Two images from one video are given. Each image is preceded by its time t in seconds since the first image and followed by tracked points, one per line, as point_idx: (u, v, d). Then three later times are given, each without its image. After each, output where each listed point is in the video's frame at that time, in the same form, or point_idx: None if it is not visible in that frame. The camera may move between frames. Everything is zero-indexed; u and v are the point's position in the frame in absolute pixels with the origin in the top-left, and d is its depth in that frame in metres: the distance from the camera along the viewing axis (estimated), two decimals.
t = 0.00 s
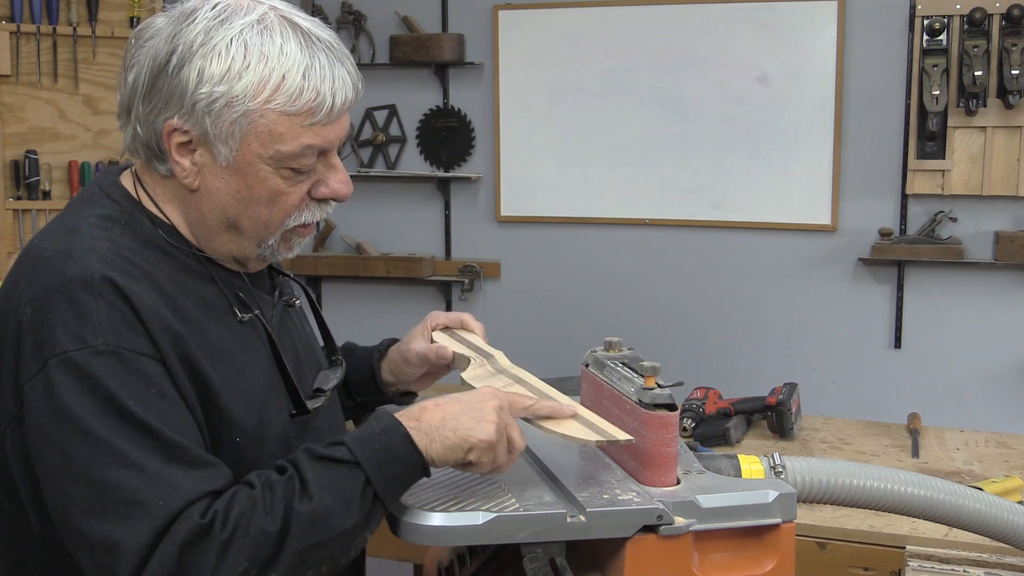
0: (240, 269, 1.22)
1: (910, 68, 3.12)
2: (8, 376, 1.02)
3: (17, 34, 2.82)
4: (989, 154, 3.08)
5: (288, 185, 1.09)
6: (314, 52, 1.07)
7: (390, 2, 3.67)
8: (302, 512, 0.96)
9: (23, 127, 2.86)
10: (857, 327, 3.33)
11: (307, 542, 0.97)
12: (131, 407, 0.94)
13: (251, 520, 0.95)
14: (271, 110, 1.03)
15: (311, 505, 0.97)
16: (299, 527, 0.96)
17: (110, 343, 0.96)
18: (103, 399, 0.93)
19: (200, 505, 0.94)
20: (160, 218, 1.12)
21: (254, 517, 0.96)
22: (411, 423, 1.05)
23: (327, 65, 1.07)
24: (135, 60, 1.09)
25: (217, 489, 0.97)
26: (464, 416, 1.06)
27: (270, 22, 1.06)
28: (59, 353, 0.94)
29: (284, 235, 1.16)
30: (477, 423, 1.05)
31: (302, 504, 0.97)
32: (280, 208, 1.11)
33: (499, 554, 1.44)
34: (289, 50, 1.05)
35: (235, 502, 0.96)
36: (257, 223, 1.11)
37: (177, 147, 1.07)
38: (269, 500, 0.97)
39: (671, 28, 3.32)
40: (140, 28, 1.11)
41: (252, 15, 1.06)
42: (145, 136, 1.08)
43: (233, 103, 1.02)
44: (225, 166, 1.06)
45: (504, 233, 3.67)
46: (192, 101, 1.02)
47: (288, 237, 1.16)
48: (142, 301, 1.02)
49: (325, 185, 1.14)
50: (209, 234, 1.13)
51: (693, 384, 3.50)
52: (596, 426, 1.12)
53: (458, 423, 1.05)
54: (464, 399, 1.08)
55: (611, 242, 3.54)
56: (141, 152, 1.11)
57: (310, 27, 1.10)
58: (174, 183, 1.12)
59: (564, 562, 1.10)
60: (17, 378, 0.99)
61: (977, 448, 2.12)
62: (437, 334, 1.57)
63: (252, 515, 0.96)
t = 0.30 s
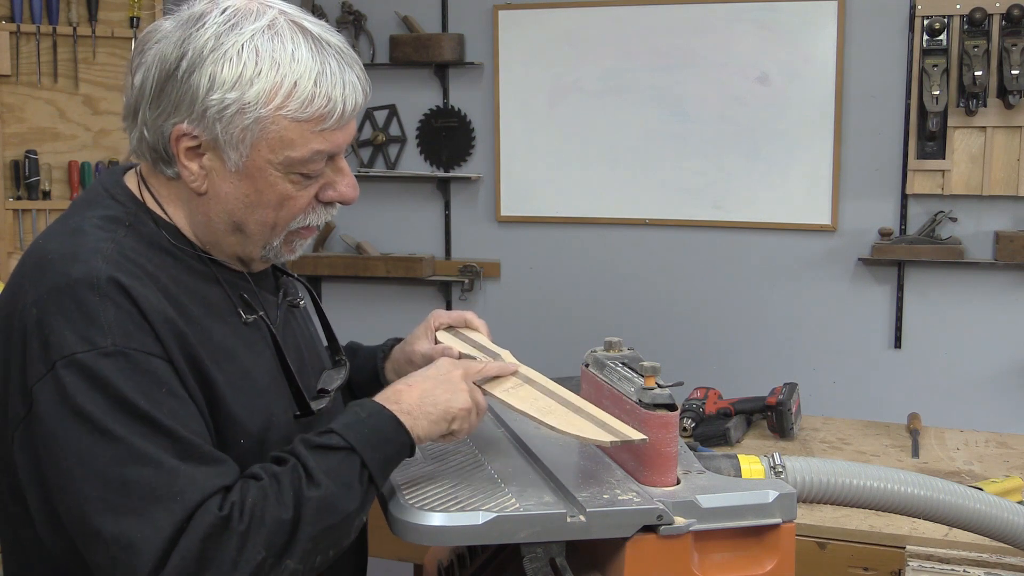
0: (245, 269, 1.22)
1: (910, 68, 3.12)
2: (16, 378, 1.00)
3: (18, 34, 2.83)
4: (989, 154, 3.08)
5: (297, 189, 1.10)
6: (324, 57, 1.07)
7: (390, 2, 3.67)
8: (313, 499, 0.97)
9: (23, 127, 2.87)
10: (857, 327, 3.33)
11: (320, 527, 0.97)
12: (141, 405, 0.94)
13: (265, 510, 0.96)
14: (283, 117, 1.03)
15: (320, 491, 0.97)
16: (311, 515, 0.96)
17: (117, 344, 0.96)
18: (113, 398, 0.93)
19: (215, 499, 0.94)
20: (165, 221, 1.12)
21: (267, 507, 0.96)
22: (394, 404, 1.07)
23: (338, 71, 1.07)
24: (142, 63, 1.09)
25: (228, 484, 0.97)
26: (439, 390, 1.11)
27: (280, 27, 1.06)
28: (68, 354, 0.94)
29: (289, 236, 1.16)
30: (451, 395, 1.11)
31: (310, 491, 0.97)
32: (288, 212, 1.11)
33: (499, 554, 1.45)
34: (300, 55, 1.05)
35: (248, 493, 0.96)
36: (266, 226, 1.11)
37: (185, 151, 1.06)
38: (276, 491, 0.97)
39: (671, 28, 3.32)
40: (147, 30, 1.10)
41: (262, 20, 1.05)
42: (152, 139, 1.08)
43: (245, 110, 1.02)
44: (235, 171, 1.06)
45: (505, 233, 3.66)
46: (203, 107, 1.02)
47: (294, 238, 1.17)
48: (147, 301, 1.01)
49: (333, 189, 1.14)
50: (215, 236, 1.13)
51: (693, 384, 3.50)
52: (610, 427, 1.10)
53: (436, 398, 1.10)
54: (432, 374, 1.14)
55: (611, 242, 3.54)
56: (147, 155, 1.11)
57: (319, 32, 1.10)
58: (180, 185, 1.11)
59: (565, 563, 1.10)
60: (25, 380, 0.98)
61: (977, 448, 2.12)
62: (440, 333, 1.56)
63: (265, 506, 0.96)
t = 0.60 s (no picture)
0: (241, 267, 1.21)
1: (910, 68, 3.12)
2: (18, 376, 1.01)
3: (18, 34, 2.83)
4: (989, 154, 3.08)
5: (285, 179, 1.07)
6: (319, 48, 1.06)
7: (390, 2, 3.67)
8: (310, 506, 0.96)
9: (23, 127, 2.88)
10: (857, 327, 3.33)
11: (315, 535, 0.97)
12: (141, 410, 0.93)
13: (261, 518, 0.95)
14: (271, 100, 1.02)
15: (318, 499, 0.97)
16: (307, 522, 0.96)
17: (118, 346, 0.95)
18: (112, 401, 0.93)
19: (212, 505, 0.94)
20: (168, 221, 1.12)
21: (263, 514, 0.95)
22: (402, 412, 1.06)
23: (331, 62, 1.06)
24: (147, 51, 1.10)
25: (227, 488, 0.97)
26: (453, 399, 1.09)
27: (278, 17, 1.06)
28: (68, 356, 0.94)
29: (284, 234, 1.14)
30: (465, 404, 1.09)
31: (309, 498, 0.97)
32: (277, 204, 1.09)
33: (499, 553, 1.45)
34: (293, 42, 1.04)
35: (245, 498, 0.96)
36: (254, 217, 1.09)
37: (179, 135, 1.06)
38: (275, 496, 0.97)
39: (670, 27, 3.32)
40: (154, 23, 1.12)
41: (262, 10, 1.06)
42: (150, 125, 1.09)
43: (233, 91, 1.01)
44: (223, 155, 1.05)
45: (504, 233, 3.66)
46: (195, 88, 1.03)
47: (288, 237, 1.14)
48: (149, 303, 1.01)
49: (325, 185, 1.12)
50: (207, 227, 1.12)
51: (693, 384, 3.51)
52: (609, 426, 1.09)
53: (448, 406, 1.08)
54: (448, 384, 1.12)
55: (611, 242, 3.54)
56: (147, 143, 1.12)
57: (319, 25, 1.10)
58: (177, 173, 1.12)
59: (564, 563, 1.10)
60: (26, 379, 0.99)
61: (977, 449, 2.12)
62: (438, 331, 1.56)
63: (262, 512, 0.96)
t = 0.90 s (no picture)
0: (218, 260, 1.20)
1: (910, 68, 3.12)
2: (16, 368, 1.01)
3: (18, 34, 2.84)
4: (989, 154, 3.08)
5: (229, 156, 1.05)
6: (296, 38, 1.05)
7: (390, 2, 3.67)
8: (303, 510, 0.96)
9: (23, 127, 2.89)
10: (857, 327, 3.33)
11: (306, 540, 0.96)
12: (135, 405, 0.93)
13: (252, 519, 0.95)
14: (227, 69, 1.02)
15: (313, 503, 0.97)
16: (299, 526, 0.96)
17: (116, 340, 0.95)
18: (107, 395, 0.93)
19: (202, 503, 0.94)
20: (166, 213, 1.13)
21: (254, 516, 0.95)
22: (408, 421, 1.05)
23: (301, 51, 1.04)
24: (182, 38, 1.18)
25: (219, 487, 0.97)
26: (461, 409, 1.07)
27: (273, 5, 1.07)
28: (65, 349, 0.94)
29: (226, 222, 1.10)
30: (473, 415, 1.07)
31: (302, 502, 0.97)
32: (220, 181, 1.07)
33: (499, 553, 1.45)
34: (271, 24, 1.05)
35: (238, 499, 0.96)
36: (199, 192, 1.08)
37: (169, 105, 1.11)
38: (268, 497, 0.97)
39: (670, 27, 3.32)
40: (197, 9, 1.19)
41: None
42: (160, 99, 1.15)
43: (201, 55, 1.04)
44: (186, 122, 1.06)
45: (504, 233, 3.66)
46: (181, 54, 1.07)
47: (229, 228, 1.10)
48: (148, 299, 1.00)
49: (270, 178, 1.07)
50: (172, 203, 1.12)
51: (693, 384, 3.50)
52: (615, 425, 1.09)
53: (456, 416, 1.07)
54: (458, 394, 1.10)
55: (611, 242, 3.54)
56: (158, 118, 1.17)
57: (316, 26, 1.09)
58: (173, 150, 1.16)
59: (564, 563, 1.10)
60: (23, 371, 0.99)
61: (977, 448, 2.12)
62: (438, 332, 1.56)
63: (252, 514, 0.95)
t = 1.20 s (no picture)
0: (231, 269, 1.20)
1: (911, 68, 3.12)
2: (19, 369, 1.00)
3: (18, 34, 2.84)
4: (989, 154, 3.08)
5: (237, 158, 1.06)
6: (309, 40, 1.06)
7: (390, 2, 3.67)
8: (305, 508, 0.96)
9: (23, 127, 2.89)
10: (857, 327, 3.33)
11: (309, 538, 0.97)
12: (141, 409, 0.93)
13: (255, 520, 0.95)
14: (238, 69, 1.03)
15: (314, 501, 0.97)
16: (302, 524, 0.96)
17: (121, 344, 0.95)
18: (113, 398, 0.92)
19: (207, 505, 0.94)
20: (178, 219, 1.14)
21: (258, 516, 0.95)
22: (394, 416, 1.07)
23: (312, 53, 1.05)
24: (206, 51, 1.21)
25: (221, 491, 0.97)
26: (443, 402, 1.10)
27: (290, 10, 1.09)
28: (71, 350, 0.93)
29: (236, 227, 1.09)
30: (455, 406, 1.10)
31: (303, 500, 0.97)
32: (228, 183, 1.07)
33: (499, 554, 1.45)
34: (284, 27, 1.06)
35: (240, 500, 0.96)
36: (207, 195, 1.08)
37: (186, 112, 1.13)
38: (269, 498, 0.97)
39: (670, 27, 3.32)
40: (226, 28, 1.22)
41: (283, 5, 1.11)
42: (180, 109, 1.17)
43: (215, 58, 1.05)
44: (199, 125, 1.08)
45: (504, 233, 3.66)
46: (198, 60, 1.09)
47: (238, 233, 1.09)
48: (153, 303, 1.00)
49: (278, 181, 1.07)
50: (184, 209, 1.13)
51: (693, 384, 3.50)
52: (613, 429, 1.09)
53: (438, 408, 1.09)
54: (435, 385, 1.13)
55: (612, 242, 3.54)
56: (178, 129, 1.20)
57: (331, 30, 1.10)
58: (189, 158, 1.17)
59: (564, 563, 1.10)
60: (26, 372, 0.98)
61: (977, 448, 2.13)
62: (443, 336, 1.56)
63: (255, 515, 0.95)
